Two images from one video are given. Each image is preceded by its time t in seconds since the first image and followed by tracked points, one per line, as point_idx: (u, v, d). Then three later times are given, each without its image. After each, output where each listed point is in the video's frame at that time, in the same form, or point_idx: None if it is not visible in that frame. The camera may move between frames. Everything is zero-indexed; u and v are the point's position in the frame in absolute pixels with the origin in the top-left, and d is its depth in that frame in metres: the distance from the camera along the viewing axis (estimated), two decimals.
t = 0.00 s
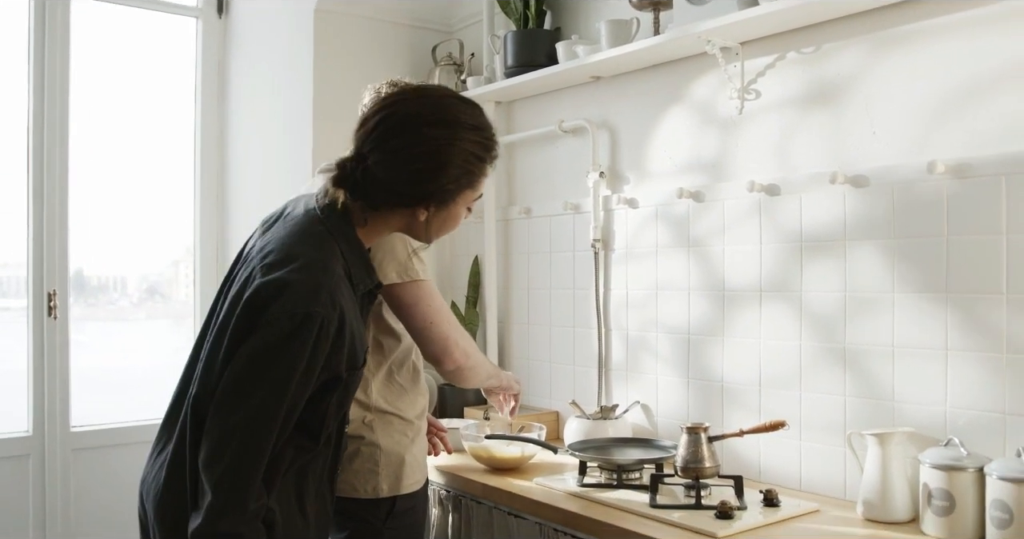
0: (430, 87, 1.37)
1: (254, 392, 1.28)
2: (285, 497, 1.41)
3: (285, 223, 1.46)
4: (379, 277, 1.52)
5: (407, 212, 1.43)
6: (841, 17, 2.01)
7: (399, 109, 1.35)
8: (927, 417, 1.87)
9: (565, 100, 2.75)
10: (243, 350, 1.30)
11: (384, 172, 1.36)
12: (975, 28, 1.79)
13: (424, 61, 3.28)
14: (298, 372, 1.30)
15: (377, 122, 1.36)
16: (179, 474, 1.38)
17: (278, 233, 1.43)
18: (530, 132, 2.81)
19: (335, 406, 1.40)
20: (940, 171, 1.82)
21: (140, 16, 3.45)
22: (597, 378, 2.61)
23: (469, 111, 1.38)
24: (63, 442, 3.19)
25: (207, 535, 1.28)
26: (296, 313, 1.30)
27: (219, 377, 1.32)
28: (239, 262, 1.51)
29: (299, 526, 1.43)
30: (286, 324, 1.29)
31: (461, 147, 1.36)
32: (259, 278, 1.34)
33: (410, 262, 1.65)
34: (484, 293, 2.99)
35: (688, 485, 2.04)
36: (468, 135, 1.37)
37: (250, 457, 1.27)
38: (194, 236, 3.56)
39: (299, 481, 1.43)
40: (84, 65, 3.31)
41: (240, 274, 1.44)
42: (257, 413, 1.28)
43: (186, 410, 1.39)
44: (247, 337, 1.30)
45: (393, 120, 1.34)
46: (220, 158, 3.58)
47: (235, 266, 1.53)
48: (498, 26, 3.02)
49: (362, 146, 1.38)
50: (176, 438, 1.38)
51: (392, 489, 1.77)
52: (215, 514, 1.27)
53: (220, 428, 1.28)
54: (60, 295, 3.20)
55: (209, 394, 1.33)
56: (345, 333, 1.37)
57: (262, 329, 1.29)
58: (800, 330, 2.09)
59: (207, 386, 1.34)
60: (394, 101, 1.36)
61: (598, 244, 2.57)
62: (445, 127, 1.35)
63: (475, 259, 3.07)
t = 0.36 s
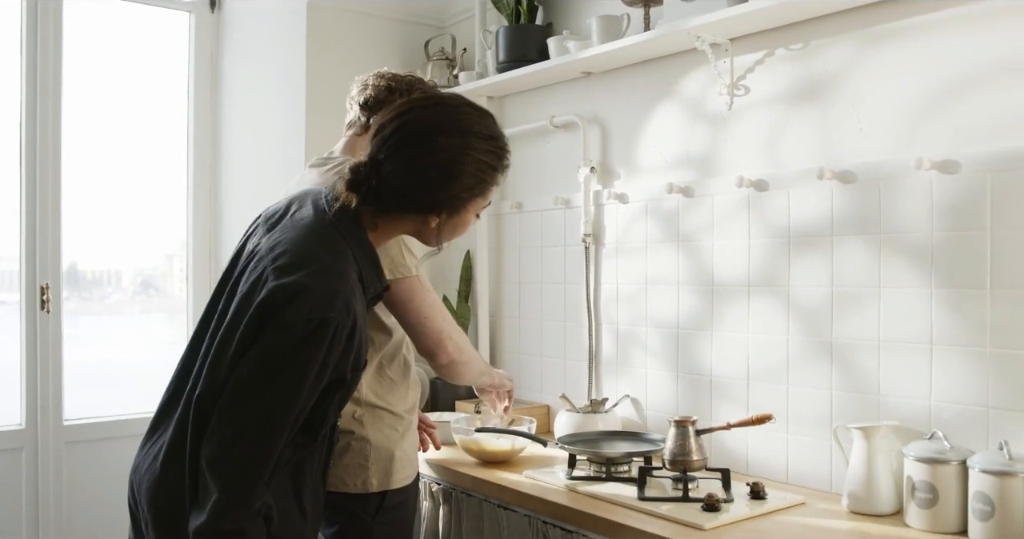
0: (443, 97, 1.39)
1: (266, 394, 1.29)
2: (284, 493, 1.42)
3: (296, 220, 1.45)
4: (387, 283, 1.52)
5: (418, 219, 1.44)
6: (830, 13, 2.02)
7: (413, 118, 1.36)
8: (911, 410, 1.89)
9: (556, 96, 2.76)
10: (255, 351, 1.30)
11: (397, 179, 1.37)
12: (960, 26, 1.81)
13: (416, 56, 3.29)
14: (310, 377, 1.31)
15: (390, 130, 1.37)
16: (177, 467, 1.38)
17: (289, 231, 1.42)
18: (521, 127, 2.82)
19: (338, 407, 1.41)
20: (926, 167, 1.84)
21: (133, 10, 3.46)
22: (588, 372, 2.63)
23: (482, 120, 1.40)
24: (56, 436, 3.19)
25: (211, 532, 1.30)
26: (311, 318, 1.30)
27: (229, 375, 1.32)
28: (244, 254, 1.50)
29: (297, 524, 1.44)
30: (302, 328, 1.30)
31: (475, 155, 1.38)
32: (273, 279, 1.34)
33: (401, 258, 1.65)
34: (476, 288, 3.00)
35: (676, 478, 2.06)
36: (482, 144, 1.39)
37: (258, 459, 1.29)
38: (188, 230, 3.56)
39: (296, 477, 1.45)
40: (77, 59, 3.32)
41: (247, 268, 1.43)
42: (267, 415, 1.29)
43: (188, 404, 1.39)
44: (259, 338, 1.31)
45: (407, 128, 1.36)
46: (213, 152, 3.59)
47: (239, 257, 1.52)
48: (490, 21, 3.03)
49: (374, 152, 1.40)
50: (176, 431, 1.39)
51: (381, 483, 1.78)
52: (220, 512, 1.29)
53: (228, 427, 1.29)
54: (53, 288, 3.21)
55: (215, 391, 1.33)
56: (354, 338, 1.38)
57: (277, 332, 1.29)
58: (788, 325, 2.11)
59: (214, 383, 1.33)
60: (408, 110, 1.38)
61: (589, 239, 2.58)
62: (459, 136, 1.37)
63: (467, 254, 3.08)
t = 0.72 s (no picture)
0: (452, 102, 1.36)
1: (281, 399, 1.28)
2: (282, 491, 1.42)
3: (307, 218, 1.41)
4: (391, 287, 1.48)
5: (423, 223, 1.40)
6: (814, 10, 2.04)
7: (422, 124, 1.33)
8: (894, 404, 1.91)
9: (545, 91, 2.78)
10: (271, 357, 1.28)
11: (405, 186, 1.33)
12: (942, 23, 1.82)
13: (406, 52, 3.30)
14: (325, 384, 1.30)
15: (399, 137, 1.33)
16: (175, 461, 1.37)
17: (301, 230, 1.38)
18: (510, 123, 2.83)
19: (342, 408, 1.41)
20: (909, 162, 1.85)
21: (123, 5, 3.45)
22: (576, 366, 2.64)
23: (490, 127, 1.37)
24: (46, 431, 3.19)
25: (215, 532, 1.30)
26: (329, 326, 1.28)
27: (242, 379, 1.30)
28: (247, 245, 1.45)
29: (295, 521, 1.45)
30: (319, 336, 1.28)
31: (482, 163, 1.34)
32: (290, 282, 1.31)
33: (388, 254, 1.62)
34: (466, 283, 3.02)
35: (662, 470, 2.08)
36: (489, 153, 1.35)
37: (268, 463, 1.28)
38: (179, 226, 3.57)
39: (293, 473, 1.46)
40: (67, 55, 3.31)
41: (254, 263, 1.40)
42: (281, 421, 1.28)
43: (190, 399, 1.37)
44: (274, 343, 1.28)
45: (418, 134, 1.32)
46: (203, 148, 3.59)
47: (241, 246, 1.48)
48: (479, 17, 3.04)
49: (381, 158, 1.36)
50: (176, 424, 1.37)
51: (370, 479, 1.79)
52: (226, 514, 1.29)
53: (240, 431, 1.28)
54: (42, 284, 3.21)
55: (224, 391, 1.31)
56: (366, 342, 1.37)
57: (294, 339, 1.27)
58: (773, 319, 2.13)
59: (222, 384, 1.31)
60: (417, 116, 1.34)
61: (577, 234, 2.60)
62: (468, 143, 1.33)
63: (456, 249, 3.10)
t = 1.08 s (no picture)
0: (455, 107, 1.36)
1: (290, 403, 1.29)
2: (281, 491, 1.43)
3: (309, 218, 1.41)
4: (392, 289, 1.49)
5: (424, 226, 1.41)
6: (800, 8, 2.06)
7: (426, 129, 1.33)
8: (878, 398, 1.93)
9: (534, 89, 2.79)
10: (280, 361, 1.29)
11: (407, 191, 1.34)
12: (925, 21, 1.84)
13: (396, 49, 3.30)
14: (333, 388, 1.32)
15: (403, 141, 1.34)
16: (172, 460, 1.37)
17: (304, 231, 1.38)
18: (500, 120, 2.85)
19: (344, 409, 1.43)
20: (893, 159, 1.87)
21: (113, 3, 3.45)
22: (566, 362, 2.66)
23: (491, 131, 1.37)
24: (37, 427, 3.19)
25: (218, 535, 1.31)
26: (337, 332, 1.29)
27: (247, 383, 1.30)
28: (247, 244, 1.45)
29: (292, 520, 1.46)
30: (327, 341, 1.29)
31: (484, 168, 1.35)
32: (296, 286, 1.31)
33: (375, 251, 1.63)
34: (456, 279, 3.03)
35: (650, 465, 2.09)
36: (490, 158, 1.36)
37: (275, 467, 1.30)
38: (171, 223, 3.57)
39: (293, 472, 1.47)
40: (59, 52, 3.31)
41: (256, 263, 1.39)
42: (289, 424, 1.29)
43: (191, 399, 1.37)
44: (283, 347, 1.29)
45: (420, 140, 1.33)
46: (194, 145, 3.59)
47: (239, 243, 1.46)
48: (469, 15, 3.05)
49: (383, 161, 1.36)
50: (175, 423, 1.37)
51: (359, 474, 1.80)
52: (230, 517, 1.30)
53: (247, 434, 1.29)
54: (33, 281, 3.19)
55: (228, 393, 1.32)
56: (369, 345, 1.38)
57: (302, 344, 1.28)
58: (760, 314, 2.14)
59: (226, 387, 1.32)
60: (421, 120, 1.34)
61: (566, 231, 2.61)
62: (470, 148, 1.34)
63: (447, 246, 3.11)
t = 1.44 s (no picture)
0: (444, 101, 1.37)
1: (282, 403, 1.30)
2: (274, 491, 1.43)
3: (299, 217, 1.41)
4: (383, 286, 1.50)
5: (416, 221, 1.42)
6: (787, 8, 2.07)
7: (416, 125, 1.34)
8: (867, 394, 1.95)
9: (524, 89, 2.80)
10: (272, 361, 1.29)
11: (398, 187, 1.35)
12: (911, 20, 1.85)
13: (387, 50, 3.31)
14: (325, 387, 1.32)
15: (394, 137, 1.35)
16: (164, 458, 1.38)
17: (294, 230, 1.39)
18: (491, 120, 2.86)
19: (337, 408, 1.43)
20: (880, 157, 1.88)
21: (103, 4, 3.45)
22: (557, 361, 2.67)
23: (481, 125, 1.38)
24: (30, 430, 3.18)
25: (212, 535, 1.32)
26: (328, 331, 1.30)
27: (239, 383, 1.31)
28: (237, 243, 1.45)
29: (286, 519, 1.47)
30: (319, 340, 1.29)
31: (474, 161, 1.36)
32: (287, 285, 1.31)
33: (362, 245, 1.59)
34: (448, 279, 3.03)
35: (642, 462, 2.10)
36: (480, 151, 1.37)
37: (268, 467, 1.30)
38: (163, 225, 3.57)
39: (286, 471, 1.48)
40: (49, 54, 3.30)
41: (246, 262, 1.39)
42: (282, 423, 1.30)
43: (182, 400, 1.37)
44: (274, 347, 1.29)
45: (410, 135, 1.33)
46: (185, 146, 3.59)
47: (229, 242, 1.47)
48: (459, 15, 3.06)
49: (374, 157, 1.37)
50: (167, 423, 1.38)
51: (350, 474, 1.81)
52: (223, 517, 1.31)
53: (239, 434, 1.29)
54: (25, 283, 3.16)
55: (220, 393, 1.32)
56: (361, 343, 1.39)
57: (294, 343, 1.29)
58: (750, 312, 2.16)
59: (218, 387, 1.32)
60: (410, 116, 1.35)
61: (557, 230, 2.62)
62: (461, 142, 1.35)
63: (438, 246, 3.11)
